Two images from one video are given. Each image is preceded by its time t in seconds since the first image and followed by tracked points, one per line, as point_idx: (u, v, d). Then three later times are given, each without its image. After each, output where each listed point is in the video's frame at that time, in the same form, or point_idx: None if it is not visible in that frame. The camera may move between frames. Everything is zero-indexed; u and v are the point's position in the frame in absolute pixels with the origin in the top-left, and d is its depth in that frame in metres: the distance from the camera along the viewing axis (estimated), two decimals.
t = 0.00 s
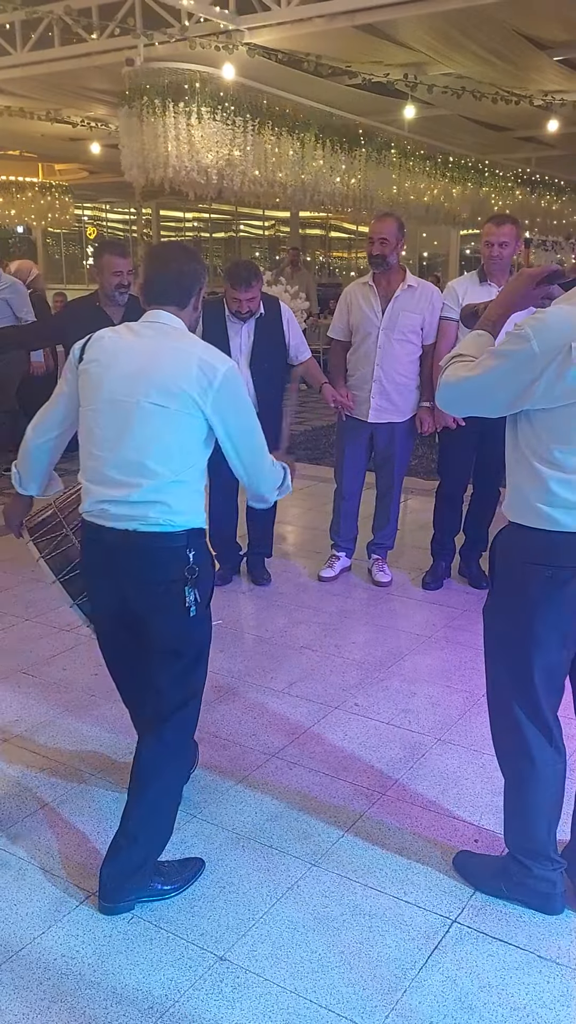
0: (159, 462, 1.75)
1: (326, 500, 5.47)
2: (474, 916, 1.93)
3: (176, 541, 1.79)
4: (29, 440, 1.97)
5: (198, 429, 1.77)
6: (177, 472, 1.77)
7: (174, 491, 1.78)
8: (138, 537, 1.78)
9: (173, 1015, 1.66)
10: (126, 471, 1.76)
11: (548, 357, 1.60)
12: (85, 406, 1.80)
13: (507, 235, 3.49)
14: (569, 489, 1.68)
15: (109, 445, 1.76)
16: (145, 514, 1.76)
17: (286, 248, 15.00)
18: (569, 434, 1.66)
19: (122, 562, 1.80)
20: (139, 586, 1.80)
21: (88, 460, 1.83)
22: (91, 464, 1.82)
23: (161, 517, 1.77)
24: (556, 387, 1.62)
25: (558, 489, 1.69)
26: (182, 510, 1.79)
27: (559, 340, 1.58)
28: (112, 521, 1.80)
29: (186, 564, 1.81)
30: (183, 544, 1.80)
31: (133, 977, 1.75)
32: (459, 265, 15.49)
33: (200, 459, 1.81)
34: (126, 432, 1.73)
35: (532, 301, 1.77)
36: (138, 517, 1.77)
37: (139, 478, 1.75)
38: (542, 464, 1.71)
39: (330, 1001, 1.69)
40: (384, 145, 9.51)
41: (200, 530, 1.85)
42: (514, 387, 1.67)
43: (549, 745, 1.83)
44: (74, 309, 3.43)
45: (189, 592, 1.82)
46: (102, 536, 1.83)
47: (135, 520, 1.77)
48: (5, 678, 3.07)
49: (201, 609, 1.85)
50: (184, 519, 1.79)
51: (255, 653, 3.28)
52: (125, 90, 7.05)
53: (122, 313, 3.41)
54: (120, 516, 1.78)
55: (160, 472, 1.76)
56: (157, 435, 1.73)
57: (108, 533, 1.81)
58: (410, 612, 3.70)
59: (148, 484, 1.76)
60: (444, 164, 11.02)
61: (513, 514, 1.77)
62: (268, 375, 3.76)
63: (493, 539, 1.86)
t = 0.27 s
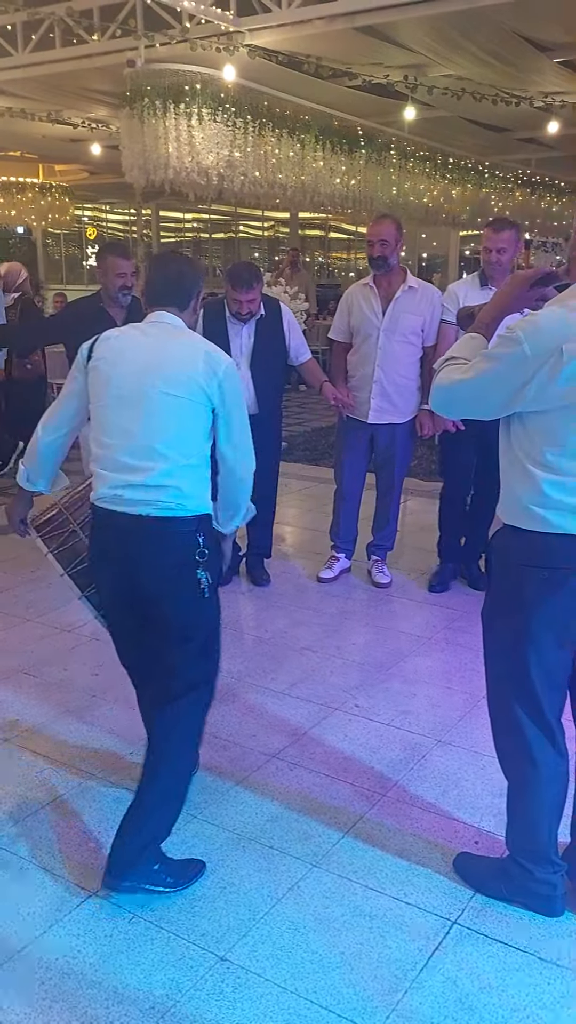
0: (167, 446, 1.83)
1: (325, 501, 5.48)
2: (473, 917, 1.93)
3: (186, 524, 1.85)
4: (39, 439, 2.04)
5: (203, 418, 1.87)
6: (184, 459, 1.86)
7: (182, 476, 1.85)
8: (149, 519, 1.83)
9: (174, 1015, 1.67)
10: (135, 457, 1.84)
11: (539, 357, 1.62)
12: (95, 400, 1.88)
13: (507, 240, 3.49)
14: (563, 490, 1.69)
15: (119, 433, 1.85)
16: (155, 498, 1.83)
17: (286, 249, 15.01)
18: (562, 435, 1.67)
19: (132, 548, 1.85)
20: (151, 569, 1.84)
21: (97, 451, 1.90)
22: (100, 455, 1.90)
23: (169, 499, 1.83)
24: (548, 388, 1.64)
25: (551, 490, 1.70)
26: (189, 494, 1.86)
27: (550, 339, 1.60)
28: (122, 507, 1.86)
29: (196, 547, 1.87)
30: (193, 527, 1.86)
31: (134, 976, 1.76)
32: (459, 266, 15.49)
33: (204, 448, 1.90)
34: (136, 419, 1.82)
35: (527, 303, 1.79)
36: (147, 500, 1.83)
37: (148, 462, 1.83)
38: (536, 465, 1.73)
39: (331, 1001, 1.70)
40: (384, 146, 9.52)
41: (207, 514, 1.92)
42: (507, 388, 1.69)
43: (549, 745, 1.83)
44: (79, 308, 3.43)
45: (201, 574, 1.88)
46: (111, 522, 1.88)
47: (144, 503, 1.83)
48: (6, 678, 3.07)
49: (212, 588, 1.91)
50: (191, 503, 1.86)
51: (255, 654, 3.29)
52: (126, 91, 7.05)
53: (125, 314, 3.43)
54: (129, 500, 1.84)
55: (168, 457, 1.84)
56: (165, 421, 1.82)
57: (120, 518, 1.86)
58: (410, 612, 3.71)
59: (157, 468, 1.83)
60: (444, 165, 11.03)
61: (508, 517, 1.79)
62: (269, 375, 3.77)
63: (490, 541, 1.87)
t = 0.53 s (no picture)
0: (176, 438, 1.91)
1: (333, 500, 5.48)
2: (480, 918, 1.93)
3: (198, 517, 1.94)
4: (45, 440, 2.08)
5: (207, 415, 1.96)
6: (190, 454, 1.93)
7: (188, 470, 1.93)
8: (162, 512, 1.91)
9: (181, 1013, 1.67)
10: (142, 452, 1.92)
11: (543, 357, 1.62)
12: (103, 403, 1.97)
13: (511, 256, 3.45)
14: (566, 491, 1.69)
15: (127, 431, 1.93)
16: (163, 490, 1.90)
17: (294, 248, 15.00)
18: (565, 436, 1.67)
19: (148, 544, 1.93)
20: (169, 563, 1.93)
21: (106, 451, 1.98)
22: (107, 456, 1.98)
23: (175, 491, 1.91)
24: (552, 389, 1.63)
25: (555, 492, 1.69)
26: (195, 488, 1.94)
27: (554, 340, 1.60)
28: (130, 501, 1.93)
29: (208, 539, 1.96)
30: (204, 518, 1.95)
31: (142, 973, 1.76)
32: (468, 266, 15.47)
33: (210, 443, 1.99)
34: (143, 416, 1.91)
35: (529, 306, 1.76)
36: (156, 492, 1.91)
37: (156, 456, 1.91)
38: (539, 467, 1.72)
39: (337, 1001, 1.70)
40: (393, 146, 9.51)
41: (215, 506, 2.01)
42: (510, 389, 1.69)
43: (557, 747, 1.83)
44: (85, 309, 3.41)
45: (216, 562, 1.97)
46: (124, 518, 1.95)
47: (153, 495, 1.91)
48: (13, 676, 3.08)
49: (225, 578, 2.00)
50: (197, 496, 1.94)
51: (262, 653, 3.29)
52: (135, 90, 7.06)
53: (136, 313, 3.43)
54: (138, 494, 1.92)
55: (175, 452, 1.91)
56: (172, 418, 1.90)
57: (133, 517, 1.93)
58: (417, 612, 3.71)
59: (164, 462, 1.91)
60: (453, 164, 11.01)
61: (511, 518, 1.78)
62: (277, 374, 3.77)
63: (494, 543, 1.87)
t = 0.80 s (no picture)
0: (203, 438, 1.95)
1: (353, 500, 5.48)
2: (500, 918, 1.92)
3: (223, 512, 1.98)
4: (67, 448, 2.08)
5: (229, 413, 1.99)
6: (214, 451, 1.97)
7: (213, 467, 1.97)
8: (189, 510, 1.94)
9: (199, 1009, 1.67)
10: (169, 452, 1.94)
11: (557, 358, 1.62)
12: (124, 406, 1.98)
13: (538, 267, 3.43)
14: None
15: (152, 432, 1.95)
16: (191, 487, 1.94)
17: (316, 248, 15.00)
18: None
19: (173, 544, 1.96)
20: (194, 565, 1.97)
21: (132, 453, 2.00)
22: (131, 457, 1.99)
23: (202, 488, 1.95)
24: (567, 389, 1.63)
25: (571, 492, 1.69)
26: (220, 484, 1.98)
27: (569, 340, 1.60)
28: (156, 499, 1.96)
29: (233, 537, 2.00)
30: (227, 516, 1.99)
31: (161, 969, 1.77)
32: (491, 265, 15.39)
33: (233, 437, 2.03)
34: (168, 417, 1.93)
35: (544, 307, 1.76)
36: (183, 491, 1.94)
37: (182, 456, 1.94)
38: (554, 467, 1.72)
39: (357, 1000, 1.69)
40: (416, 145, 9.48)
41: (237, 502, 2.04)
42: (525, 390, 1.68)
43: None
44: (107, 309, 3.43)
45: (238, 560, 2.01)
46: (148, 517, 1.97)
47: (181, 493, 1.94)
48: (34, 674, 3.09)
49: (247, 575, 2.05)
50: (222, 492, 1.98)
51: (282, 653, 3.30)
52: (158, 90, 7.07)
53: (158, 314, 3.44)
54: (165, 492, 1.95)
55: (200, 450, 1.95)
56: (196, 416, 1.93)
57: (157, 518, 1.96)
58: (438, 613, 3.70)
59: (190, 461, 1.94)
60: (477, 163, 10.95)
61: (526, 519, 1.78)
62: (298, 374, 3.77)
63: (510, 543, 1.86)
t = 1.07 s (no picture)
0: (226, 448, 1.96)
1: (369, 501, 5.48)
2: (514, 920, 1.93)
3: (244, 515, 2.00)
4: (92, 460, 2.09)
5: (251, 419, 2.01)
6: (237, 455, 1.99)
7: (235, 471, 1.98)
8: (211, 513, 1.96)
9: (215, 1008, 1.69)
10: (192, 456, 1.96)
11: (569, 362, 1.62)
12: (149, 413, 1.99)
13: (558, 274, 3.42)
14: None
15: (175, 437, 1.96)
16: (213, 491, 1.96)
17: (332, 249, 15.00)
18: None
19: (197, 547, 1.99)
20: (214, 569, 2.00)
21: (155, 460, 2.01)
22: (154, 461, 2.01)
23: (224, 492, 1.97)
24: None
25: None
26: (241, 487, 2.00)
27: None
28: (180, 503, 1.98)
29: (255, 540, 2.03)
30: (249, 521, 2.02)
31: (176, 968, 1.78)
32: (507, 267, 15.34)
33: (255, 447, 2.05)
34: (192, 423, 1.94)
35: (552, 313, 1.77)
36: (206, 494, 1.96)
37: (205, 460, 1.95)
38: (566, 472, 1.72)
39: (372, 1001, 1.70)
40: (432, 146, 9.47)
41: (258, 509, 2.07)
42: (537, 394, 1.69)
43: None
44: (125, 308, 3.49)
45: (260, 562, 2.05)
46: (171, 521, 1.99)
47: (204, 496, 1.96)
48: (52, 674, 3.11)
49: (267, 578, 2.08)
50: (244, 495, 2.00)
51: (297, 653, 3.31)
52: (176, 92, 7.10)
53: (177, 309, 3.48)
54: (188, 496, 1.97)
55: (223, 454, 1.96)
56: (220, 422, 1.95)
57: (179, 522, 1.98)
58: (453, 614, 3.71)
59: (213, 465, 1.96)
60: (494, 164, 10.93)
61: (538, 524, 1.78)
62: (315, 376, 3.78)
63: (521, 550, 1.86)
